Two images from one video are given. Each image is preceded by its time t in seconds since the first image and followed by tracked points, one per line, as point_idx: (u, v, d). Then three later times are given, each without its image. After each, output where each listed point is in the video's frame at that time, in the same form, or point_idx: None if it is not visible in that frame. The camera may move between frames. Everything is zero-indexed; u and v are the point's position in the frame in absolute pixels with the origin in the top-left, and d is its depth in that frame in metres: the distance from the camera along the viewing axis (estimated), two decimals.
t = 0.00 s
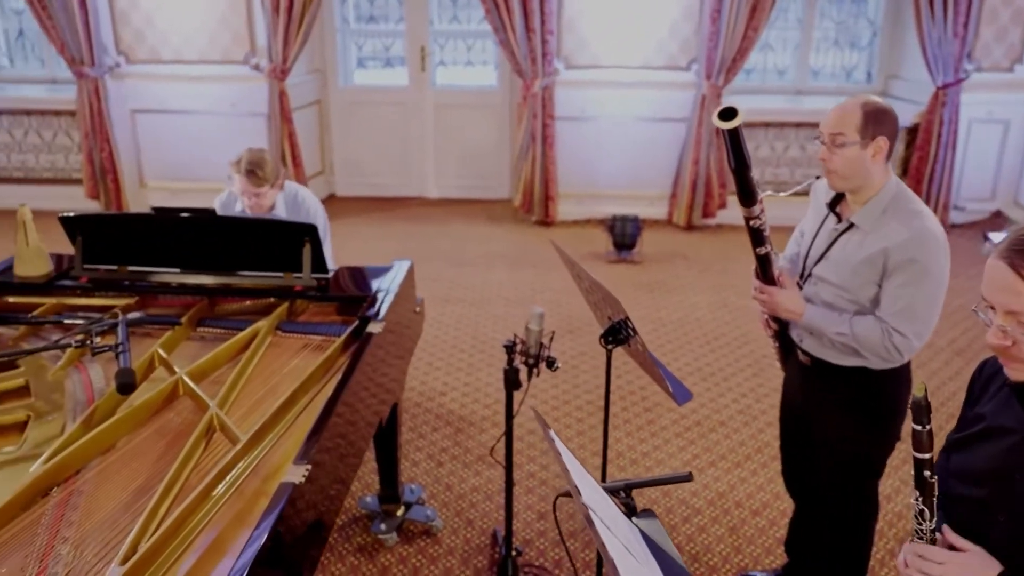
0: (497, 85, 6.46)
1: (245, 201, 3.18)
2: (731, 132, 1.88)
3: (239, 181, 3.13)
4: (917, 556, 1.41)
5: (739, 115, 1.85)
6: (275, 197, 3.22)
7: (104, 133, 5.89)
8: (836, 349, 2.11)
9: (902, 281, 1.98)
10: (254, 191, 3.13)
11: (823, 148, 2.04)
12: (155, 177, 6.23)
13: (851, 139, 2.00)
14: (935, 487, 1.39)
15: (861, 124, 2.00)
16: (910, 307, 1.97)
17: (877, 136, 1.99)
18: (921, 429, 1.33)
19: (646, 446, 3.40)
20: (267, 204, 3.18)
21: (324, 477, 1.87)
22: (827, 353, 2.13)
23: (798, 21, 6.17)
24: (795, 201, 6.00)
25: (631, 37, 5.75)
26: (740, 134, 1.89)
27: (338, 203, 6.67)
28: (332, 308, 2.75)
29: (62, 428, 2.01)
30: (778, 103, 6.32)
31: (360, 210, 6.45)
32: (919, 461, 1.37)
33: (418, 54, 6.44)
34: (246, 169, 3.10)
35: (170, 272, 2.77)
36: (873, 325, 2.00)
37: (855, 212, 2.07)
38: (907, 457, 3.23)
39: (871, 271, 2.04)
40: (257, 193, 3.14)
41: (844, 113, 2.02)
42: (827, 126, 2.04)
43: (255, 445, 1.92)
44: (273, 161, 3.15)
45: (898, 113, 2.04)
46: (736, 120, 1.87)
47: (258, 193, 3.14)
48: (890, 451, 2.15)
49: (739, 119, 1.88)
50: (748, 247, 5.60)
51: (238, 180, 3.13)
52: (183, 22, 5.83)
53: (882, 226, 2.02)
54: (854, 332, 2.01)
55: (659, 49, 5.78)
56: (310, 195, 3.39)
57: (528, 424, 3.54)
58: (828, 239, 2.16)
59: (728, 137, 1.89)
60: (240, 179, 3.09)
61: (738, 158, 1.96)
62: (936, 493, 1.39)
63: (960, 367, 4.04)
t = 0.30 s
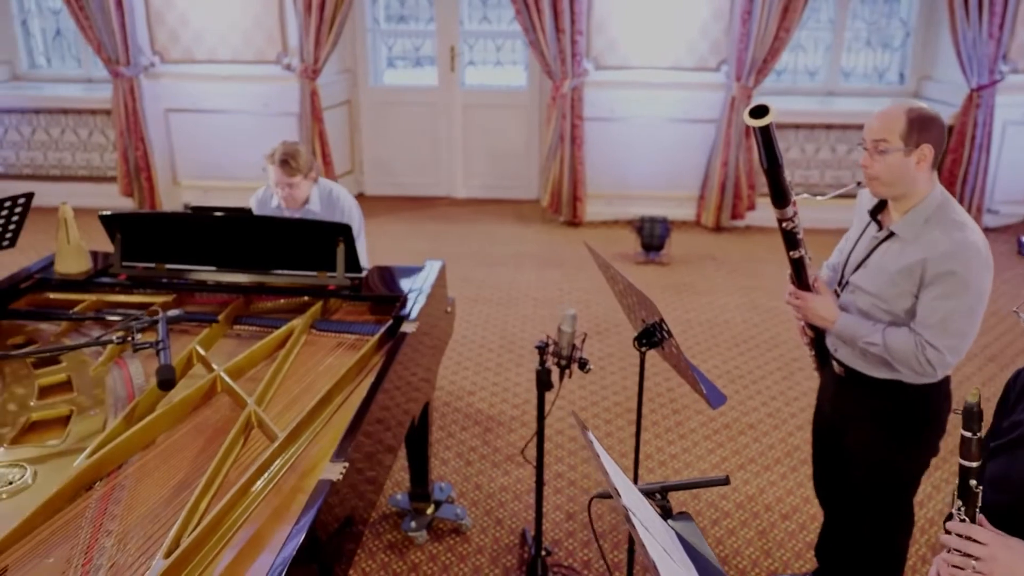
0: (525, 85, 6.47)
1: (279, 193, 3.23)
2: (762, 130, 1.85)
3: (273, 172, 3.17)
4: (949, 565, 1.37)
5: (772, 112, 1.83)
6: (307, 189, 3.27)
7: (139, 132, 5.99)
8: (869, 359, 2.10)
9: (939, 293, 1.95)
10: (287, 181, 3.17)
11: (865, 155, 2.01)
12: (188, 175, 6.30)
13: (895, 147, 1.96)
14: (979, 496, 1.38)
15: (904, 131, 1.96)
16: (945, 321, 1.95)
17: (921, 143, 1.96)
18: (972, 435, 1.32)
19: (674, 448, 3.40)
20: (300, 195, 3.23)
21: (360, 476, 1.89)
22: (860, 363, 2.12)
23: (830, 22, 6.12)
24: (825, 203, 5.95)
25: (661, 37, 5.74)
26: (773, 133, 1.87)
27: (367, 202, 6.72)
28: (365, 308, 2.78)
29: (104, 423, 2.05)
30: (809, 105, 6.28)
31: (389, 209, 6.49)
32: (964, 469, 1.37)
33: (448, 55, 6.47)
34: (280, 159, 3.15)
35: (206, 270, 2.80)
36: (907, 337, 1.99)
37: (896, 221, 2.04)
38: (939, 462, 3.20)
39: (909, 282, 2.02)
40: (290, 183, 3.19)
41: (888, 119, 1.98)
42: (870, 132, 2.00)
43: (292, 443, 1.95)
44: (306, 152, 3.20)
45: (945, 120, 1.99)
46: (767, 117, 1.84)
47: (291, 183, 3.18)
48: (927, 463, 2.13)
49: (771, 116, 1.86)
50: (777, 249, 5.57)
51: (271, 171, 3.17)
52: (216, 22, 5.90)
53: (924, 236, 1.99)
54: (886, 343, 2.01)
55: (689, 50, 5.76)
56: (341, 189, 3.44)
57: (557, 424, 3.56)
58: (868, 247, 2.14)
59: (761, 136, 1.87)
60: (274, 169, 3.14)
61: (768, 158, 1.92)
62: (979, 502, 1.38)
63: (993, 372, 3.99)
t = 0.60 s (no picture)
0: (557, 86, 6.49)
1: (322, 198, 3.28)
2: (788, 146, 1.85)
3: (319, 177, 3.23)
4: (994, 561, 1.37)
5: (796, 128, 1.82)
6: (352, 197, 3.32)
7: (175, 131, 6.09)
8: (907, 373, 2.08)
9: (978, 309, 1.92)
10: (333, 188, 3.23)
11: (910, 165, 1.98)
12: (223, 174, 6.39)
13: (940, 159, 1.93)
14: None
15: (952, 143, 1.92)
16: (983, 337, 1.91)
17: (968, 156, 1.92)
18: None
19: (706, 451, 3.39)
20: (343, 202, 3.28)
21: (400, 474, 1.92)
22: (898, 375, 2.10)
23: (866, 24, 6.07)
24: (858, 206, 5.90)
25: (694, 39, 5.73)
26: (798, 149, 1.86)
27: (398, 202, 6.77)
28: (402, 307, 2.80)
29: (149, 418, 2.09)
30: (843, 107, 6.23)
31: (419, 209, 6.54)
32: None
33: (480, 55, 6.50)
34: (327, 165, 3.21)
35: (246, 268, 2.84)
36: (944, 351, 1.95)
37: (939, 233, 2.01)
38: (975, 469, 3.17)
39: (947, 297, 1.99)
40: (335, 190, 3.24)
41: (936, 130, 1.94)
42: (918, 142, 1.97)
43: (333, 441, 1.98)
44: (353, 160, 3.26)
45: (996, 133, 1.95)
46: (792, 134, 1.84)
47: (337, 190, 3.24)
48: (963, 482, 2.11)
49: (796, 132, 1.85)
50: (809, 253, 5.54)
51: (318, 176, 3.24)
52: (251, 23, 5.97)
53: (966, 250, 1.96)
54: (922, 357, 1.98)
55: (723, 51, 5.73)
56: (387, 199, 3.49)
57: (589, 425, 3.57)
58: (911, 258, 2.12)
59: (786, 152, 1.86)
60: (320, 175, 3.20)
61: (797, 175, 1.90)
62: None
63: None
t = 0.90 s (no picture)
0: (583, 88, 6.50)
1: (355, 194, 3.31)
2: (790, 191, 1.85)
3: (353, 173, 3.26)
4: None
5: (796, 173, 1.83)
6: (385, 194, 3.34)
7: (205, 132, 6.17)
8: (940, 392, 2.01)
9: (1008, 327, 1.85)
10: (366, 184, 3.25)
11: (925, 185, 1.92)
12: (251, 175, 6.45)
13: (955, 177, 1.87)
14: None
15: (965, 160, 1.86)
16: (1015, 355, 1.83)
17: (984, 172, 1.86)
18: None
19: (733, 455, 3.39)
20: (376, 199, 3.30)
21: (434, 475, 1.93)
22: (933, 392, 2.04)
23: (894, 28, 6.03)
24: (885, 211, 5.87)
25: (721, 43, 5.72)
26: (803, 191, 1.86)
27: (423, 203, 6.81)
28: (433, 309, 2.82)
29: (187, 417, 2.12)
30: (871, 111, 6.20)
31: (444, 211, 6.57)
32: None
33: (507, 58, 6.52)
34: (361, 162, 3.24)
35: (279, 270, 2.88)
36: (975, 370, 1.89)
37: (963, 251, 1.95)
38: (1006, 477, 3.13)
39: (976, 314, 1.93)
40: (368, 187, 3.27)
41: (948, 147, 1.88)
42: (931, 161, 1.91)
43: (367, 441, 2.00)
44: (387, 157, 3.28)
45: (1012, 145, 1.89)
46: (791, 180, 1.84)
47: (370, 187, 3.26)
48: (996, 495, 2.05)
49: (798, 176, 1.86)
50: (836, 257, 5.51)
51: (352, 172, 3.27)
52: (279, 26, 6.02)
53: (993, 266, 1.90)
54: (953, 377, 1.92)
55: (749, 54, 5.72)
56: (420, 197, 3.52)
57: (616, 429, 3.58)
58: (939, 274, 2.06)
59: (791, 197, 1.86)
60: (353, 170, 3.23)
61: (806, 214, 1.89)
62: None
63: None
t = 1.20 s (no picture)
0: (606, 91, 6.51)
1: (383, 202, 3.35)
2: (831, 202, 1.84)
3: (381, 182, 3.29)
4: None
5: (837, 182, 1.83)
6: (412, 202, 3.38)
7: (230, 133, 6.23)
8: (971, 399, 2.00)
9: None
10: (394, 194, 3.29)
11: (961, 195, 1.91)
12: (276, 175, 6.50)
13: (991, 188, 1.86)
14: None
15: (1003, 171, 1.85)
16: None
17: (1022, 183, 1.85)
18: None
19: (757, 459, 3.39)
20: (404, 208, 3.34)
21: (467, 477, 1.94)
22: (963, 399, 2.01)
23: (919, 31, 6.00)
24: (910, 215, 5.83)
25: (746, 46, 5.72)
26: (843, 201, 1.85)
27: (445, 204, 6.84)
28: (461, 311, 2.84)
29: (222, 416, 2.15)
30: (895, 115, 6.16)
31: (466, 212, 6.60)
32: None
33: (530, 60, 6.54)
34: (388, 172, 3.27)
35: (308, 270, 2.91)
36: (1008, 379, 1.88)
37: (998, 260, 1.95)
38: None
39: (1010, 323, 1.92)
40: (395, 196, 3.30)
41: (985, 158, 1.87)
42: (967, 172, 1.90)
43: (400, 442, 2.01)
44: (414, 166, 3.30)
45: None
46: (834, 189, 1.84)
47: (397, 196, 3.30)
48: None
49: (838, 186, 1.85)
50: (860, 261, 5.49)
51: (379, 181, 3.30)
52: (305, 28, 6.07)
53: None
54: (985, 386, 1.91)
55: (773, 58, 5.71)
56: (447, 202, 3.55)
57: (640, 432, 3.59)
58: (971, 281, 2.05)
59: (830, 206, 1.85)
60: (381, 181, 3.26)
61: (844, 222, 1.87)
62: None
63: None
